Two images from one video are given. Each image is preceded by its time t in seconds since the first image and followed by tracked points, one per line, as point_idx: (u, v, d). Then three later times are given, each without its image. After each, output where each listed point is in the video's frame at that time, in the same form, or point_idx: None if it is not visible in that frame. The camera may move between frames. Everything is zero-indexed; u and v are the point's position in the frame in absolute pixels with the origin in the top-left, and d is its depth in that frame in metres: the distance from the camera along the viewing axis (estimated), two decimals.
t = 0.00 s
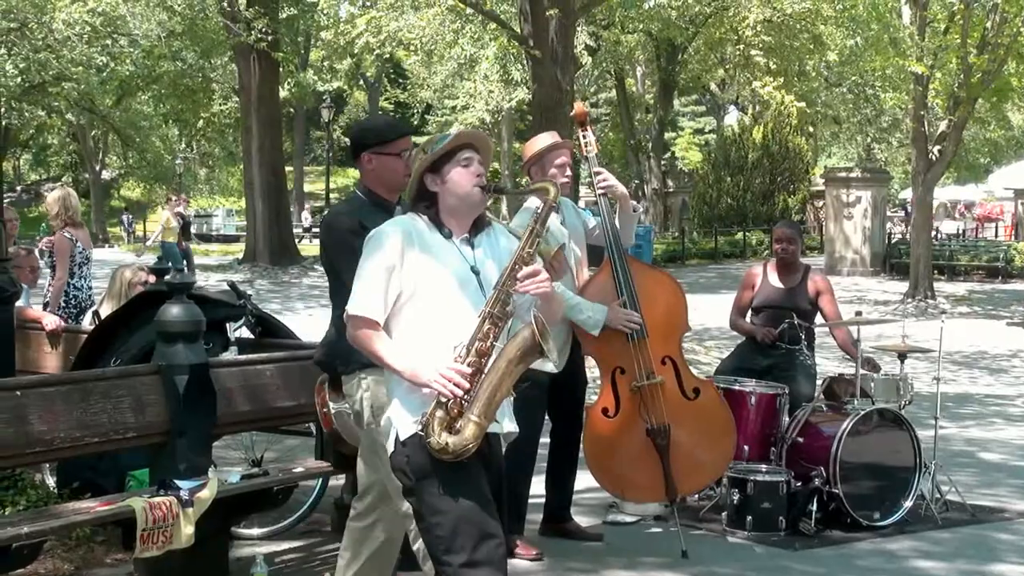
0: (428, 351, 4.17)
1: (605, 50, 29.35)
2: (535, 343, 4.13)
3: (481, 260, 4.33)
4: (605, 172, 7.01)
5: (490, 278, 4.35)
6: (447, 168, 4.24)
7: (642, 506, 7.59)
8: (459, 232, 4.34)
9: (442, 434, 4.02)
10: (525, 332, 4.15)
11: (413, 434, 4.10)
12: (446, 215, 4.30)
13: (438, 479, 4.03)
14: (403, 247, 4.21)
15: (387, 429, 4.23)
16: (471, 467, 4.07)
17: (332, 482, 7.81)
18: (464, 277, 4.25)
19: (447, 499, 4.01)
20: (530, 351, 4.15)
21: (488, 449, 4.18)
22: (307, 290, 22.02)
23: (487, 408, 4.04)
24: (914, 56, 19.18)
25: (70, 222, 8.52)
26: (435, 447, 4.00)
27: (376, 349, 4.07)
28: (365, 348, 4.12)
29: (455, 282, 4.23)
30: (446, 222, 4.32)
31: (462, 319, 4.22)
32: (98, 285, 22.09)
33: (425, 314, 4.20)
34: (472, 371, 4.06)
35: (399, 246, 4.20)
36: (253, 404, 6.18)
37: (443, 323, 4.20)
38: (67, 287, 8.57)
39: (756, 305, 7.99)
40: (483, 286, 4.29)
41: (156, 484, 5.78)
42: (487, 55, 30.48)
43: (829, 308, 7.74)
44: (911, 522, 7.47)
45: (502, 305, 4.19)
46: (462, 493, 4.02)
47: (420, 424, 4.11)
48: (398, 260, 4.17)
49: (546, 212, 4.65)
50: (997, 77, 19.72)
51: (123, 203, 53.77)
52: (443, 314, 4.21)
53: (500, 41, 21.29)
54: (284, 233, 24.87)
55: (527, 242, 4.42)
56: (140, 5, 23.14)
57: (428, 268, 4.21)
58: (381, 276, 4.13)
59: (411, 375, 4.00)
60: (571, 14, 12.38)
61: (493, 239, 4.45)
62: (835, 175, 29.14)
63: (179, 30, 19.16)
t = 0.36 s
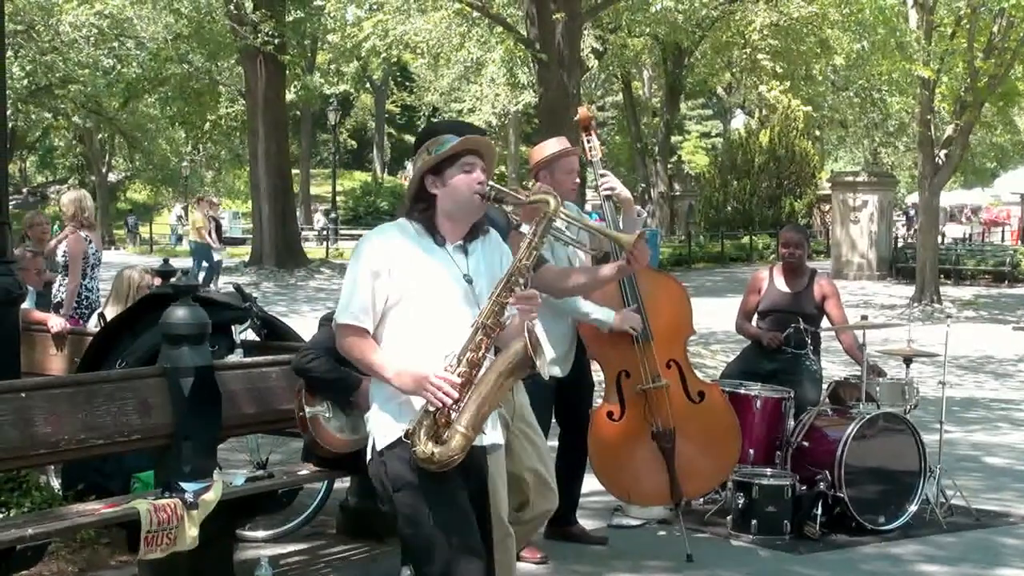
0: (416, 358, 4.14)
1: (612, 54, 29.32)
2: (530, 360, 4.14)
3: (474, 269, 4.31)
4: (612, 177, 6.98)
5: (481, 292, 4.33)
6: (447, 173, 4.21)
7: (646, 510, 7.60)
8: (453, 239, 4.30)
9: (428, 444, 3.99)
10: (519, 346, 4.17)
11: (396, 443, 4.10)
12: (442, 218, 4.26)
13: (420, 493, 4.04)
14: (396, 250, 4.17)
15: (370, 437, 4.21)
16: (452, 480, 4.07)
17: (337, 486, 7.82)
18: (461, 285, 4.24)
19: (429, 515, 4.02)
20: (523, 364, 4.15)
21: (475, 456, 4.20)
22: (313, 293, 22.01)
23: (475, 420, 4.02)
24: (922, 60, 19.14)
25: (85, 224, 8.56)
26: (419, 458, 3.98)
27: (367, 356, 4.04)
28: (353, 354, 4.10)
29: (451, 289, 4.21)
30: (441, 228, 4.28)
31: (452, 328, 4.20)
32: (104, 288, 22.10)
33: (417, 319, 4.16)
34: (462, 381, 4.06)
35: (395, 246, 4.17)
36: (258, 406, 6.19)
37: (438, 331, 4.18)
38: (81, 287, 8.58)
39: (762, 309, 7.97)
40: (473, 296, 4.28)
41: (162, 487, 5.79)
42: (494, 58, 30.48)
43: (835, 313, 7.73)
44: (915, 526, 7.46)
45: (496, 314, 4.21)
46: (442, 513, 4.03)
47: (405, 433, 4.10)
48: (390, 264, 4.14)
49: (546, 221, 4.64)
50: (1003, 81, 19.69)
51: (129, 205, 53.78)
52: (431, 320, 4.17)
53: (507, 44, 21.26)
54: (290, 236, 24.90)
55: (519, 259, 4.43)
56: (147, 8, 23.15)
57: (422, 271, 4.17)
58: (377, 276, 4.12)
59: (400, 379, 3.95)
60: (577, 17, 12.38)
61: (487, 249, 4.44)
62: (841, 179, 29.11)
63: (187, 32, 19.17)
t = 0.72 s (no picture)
0: (351, 379, 3.91)
1: (601, 57, 29.26)
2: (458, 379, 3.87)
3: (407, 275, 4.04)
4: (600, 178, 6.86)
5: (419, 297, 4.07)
6: (374, 176, 3.99)
7: (634, 512, 7.62)
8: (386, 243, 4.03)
9: (361, 469, 3.83)
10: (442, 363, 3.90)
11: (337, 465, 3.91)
12: (370, 224, 3.99)
13: (358, 520, 3.90)
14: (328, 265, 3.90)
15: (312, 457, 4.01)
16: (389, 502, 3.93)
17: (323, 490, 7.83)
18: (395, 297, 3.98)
19: (364, 545, 3.88)
20: (449, 387, 3.89)
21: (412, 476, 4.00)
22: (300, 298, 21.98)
23: (411, 444, 3.87)
24: (910, 63, 19.17)
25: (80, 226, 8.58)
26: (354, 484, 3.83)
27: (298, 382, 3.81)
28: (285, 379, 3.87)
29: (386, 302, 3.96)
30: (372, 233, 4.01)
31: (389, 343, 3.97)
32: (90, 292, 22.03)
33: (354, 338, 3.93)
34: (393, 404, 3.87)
35: (328, 258, 3.91)
36: (245, 410, 6.21)
37: (380, 347, 3.96)
38: (80, 285, 8.60)
39: (750, 312, 7.98)
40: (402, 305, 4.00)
41: (149, 491, 5.79)
42: (483, 61, 30.42)
43: (823, 315, 7.77)
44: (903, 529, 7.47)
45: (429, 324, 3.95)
46: (375, 541, 3.89)
47: (342, 458, 3.91)
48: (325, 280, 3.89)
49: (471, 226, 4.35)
50: (992, 84, 19.71)
51: (120, 207, 53.67)
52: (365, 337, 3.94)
53: (496, 47, 21.27)
54: (280, 239, 24.88)
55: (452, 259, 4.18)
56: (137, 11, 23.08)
57: (355, 285, 3.92)
58: (314, 292, 3.86)
59: (333, 405, 3.74)
60: (566, 20, 12.38)
61: (422, 247, 4.18)
62: (831, 181, 29.17)
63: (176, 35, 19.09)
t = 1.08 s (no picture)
0: (237, 390, 3.93)
1: (554, 65, 29.20)
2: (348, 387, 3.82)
3: (292, 278, 4.03)
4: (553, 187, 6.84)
5: (308, 302, 4.06)
6: (255, 179, 4.02)
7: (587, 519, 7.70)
8: (269, 247, 4.05)
9: (254, 482, 3.82)
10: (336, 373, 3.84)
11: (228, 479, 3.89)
12: (250, 228, 4.03)
13: (252, 535, 3.87)
14: (211, 272, 3.90)
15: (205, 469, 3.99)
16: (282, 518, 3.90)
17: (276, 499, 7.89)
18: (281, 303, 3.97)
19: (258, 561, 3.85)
20: (343, 400, 3.85)
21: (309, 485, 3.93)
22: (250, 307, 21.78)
23: (304, 454, 3.84)
24: (862, 71, 19.33)
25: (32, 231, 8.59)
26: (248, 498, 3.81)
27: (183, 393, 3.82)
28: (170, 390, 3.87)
29: (272, 310, 3.95)
30: (253, 237, 4.03)
31: (282, 352, 3.96)
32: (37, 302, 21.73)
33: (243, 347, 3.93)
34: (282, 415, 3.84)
35: (209, 265, 3.90)
36: (198, 418, 6.22)
37: (271, 354, 3.95)
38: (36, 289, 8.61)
39: (702, 318, 8.11)
40: (290, 314, 3.99)
41: (100, 500, 5.72)
42: (437, 68, 30.32)
43: (774, 320, 7.92)
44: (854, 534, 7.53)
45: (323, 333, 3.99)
46: (273, 554, 3.88)
47: (232, 472, 3.88)
48: (206, 289, 3.88)
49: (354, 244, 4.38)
50: (942, 91, 19.88)
51: (74, 213, 53.07)
52: (252, 345, 3.93)
53: (448, 52, 21.23)
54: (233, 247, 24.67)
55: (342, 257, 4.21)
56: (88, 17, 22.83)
57: (238, 294, 3.91)
58: (195, 302, 3.86)
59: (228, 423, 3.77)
60: (520, 27, 12.39)
61: (313, 250, 4.19)
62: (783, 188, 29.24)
63: (126, 41, 18.89)
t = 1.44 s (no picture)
0: (178, 405, 4.26)
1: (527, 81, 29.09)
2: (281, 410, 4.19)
3: (233, 294, 4.39)
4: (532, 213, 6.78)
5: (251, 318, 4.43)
6: (204, 196, 4.38)
7: (562, 536, 7.72)
8: (214, 262, 4.41)
9: (189, 497, 4.20)
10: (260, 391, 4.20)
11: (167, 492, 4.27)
12: (197, 243, 4.38)
13: (189, 545, 4.26)
14: (156, 287, 4.22)
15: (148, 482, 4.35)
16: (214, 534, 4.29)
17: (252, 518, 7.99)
18: (225, 318, 4.33)
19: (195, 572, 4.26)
20: (267, 414, 4.20)
21: (244, 499, 4.36)
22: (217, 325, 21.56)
23: (234, 472, 4.21)
24: (833, 86, 19.45)
25: None
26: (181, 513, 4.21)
27: (128, 406, 4.16)
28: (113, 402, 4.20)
29: (212, 325, 4.29)
30: (198, 252, 4.38)
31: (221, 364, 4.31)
32: None
33: (184, 359, 4.27)
34: (217, 432, 4.20)
35: (152, 283, 4.22)
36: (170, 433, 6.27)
37: (211, 367, 4.29)
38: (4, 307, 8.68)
39: (674, 333, 8.19)
40: (229, 330, 4.34)
41: (74, 520, 5.70)
42: (409, 85, 30.20)
43: (747, 335, 8.02)
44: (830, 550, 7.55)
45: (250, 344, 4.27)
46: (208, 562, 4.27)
47: (172, 486, 4.26)
48: (150, 303, 4.20)
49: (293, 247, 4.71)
50: (913, 107, 20.00)
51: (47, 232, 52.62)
52: (194, 358, 4.27)
53: (419, 67, 21.19)
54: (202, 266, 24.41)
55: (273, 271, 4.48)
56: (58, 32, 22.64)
57: (182, 308, 4.24)
58: (139, 318, 4.18)
59: (162, 436, 4.12)
60: (493, 43, 12.42)
61: (255, 268, 4.56)
62: (757, 204, 29.29)
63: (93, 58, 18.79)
